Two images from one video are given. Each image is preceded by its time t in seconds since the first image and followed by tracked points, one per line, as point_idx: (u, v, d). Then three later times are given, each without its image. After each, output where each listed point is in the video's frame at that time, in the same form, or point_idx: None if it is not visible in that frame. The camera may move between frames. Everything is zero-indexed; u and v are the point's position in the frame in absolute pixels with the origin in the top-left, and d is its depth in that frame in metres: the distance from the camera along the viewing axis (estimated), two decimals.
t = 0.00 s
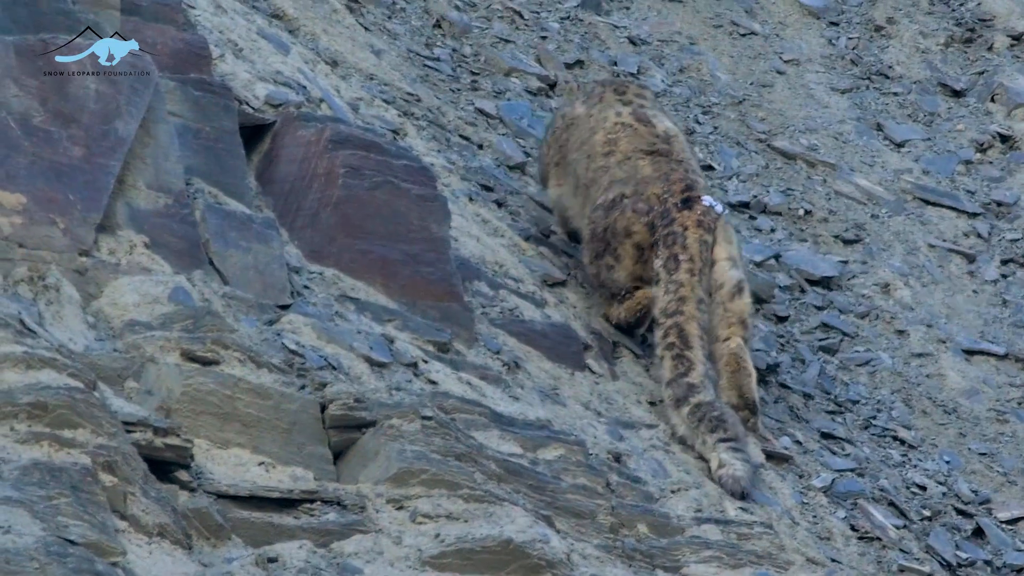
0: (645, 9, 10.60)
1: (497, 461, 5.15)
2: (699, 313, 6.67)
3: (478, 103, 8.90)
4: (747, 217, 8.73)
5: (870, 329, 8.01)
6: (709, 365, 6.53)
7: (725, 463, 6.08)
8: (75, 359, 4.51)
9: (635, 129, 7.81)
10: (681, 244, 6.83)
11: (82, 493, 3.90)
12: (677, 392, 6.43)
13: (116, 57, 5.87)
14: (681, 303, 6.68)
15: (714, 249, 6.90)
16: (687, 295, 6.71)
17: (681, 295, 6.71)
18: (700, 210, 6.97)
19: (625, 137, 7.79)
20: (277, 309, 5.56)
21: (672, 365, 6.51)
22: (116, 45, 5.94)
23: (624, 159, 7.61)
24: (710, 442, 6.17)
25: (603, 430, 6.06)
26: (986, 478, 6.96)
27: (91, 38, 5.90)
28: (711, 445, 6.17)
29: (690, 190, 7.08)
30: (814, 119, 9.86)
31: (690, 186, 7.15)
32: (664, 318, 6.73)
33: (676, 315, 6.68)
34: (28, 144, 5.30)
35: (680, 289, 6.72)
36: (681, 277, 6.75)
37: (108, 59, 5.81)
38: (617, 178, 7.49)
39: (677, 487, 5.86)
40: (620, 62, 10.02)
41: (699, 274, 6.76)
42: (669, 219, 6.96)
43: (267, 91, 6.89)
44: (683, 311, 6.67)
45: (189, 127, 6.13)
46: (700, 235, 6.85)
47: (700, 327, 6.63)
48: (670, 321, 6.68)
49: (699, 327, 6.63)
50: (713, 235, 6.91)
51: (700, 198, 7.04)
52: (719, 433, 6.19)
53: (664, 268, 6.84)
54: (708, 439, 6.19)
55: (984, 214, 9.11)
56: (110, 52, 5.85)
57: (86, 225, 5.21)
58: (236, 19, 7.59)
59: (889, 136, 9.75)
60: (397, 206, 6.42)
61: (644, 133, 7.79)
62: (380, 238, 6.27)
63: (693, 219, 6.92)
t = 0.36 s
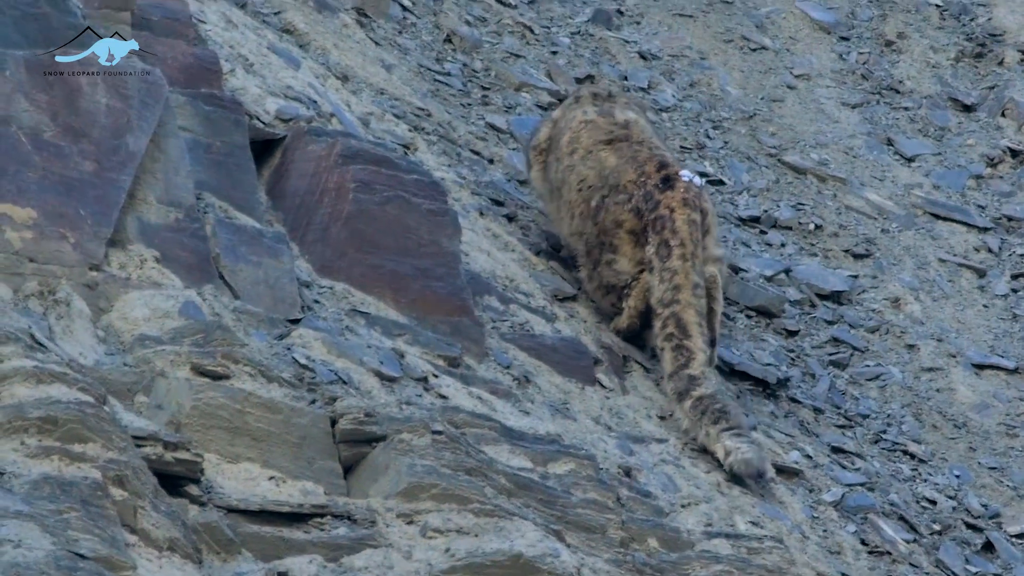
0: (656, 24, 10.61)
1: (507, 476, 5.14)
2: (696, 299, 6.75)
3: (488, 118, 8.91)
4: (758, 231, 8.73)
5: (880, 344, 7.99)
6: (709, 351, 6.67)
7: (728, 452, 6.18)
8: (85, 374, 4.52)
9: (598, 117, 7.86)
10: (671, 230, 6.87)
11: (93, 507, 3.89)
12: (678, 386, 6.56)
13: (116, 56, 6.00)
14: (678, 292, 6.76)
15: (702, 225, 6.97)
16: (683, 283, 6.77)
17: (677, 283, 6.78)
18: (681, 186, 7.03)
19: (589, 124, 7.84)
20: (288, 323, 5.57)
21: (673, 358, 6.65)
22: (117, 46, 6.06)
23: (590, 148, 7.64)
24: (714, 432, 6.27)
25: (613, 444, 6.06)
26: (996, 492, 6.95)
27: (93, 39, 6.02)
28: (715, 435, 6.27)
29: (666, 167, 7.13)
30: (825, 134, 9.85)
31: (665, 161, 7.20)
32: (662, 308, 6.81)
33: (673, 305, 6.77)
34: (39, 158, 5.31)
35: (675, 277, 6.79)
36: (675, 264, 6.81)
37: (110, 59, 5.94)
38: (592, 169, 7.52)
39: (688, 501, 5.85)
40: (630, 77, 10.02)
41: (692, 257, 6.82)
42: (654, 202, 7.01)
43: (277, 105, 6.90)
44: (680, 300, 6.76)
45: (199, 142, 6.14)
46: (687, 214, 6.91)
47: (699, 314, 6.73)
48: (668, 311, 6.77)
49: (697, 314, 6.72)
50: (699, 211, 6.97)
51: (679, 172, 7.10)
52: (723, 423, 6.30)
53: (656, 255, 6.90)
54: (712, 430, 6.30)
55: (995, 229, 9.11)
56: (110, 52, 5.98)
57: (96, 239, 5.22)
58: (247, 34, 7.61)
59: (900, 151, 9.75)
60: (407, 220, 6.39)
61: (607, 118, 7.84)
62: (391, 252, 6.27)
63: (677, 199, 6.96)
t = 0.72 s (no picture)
0: (664, 41, 10.62)
1: (515, 493, 5.14)
2: (695, 301, 6.85)
3: (496, 135, 8.92)
4: (766, 248, 8.72)
5: (888, 361, 7.97)
6: (710, 355, 6.77)
7: (729, 463, 6.29)
8: (93, 391, 4.52)
9: (588, 127, 7.98)
10: (666, 233, 6.98)
11: (100, 524, 3.89)
12: (681, 394, 6.66)
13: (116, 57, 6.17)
14: (676, 296, 6.86)
15: (696, 226, 7.08)
16: (681, 286, 6.88)
17: (675, 287, 6.88)
18: (673, 188, 7.14)
19: (580, 134, 7.94)
20: (296, 340, 5.57)
21: (674, 364, 6.76)
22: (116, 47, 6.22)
23: (582, 158, 7.74)
24: (716, 444, 6.38)
25: (621, 461, 6.05)
26: (1004, 509, 6.94)
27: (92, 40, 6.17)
28: (717, 446, 6.38)
29: (657, 170, 7.24)
30: (833, 151, 9.85)
31: (655, 165, 7.31)
32: (662, 313, 6.91)
33: (672, 309, 6.87)
34: (47, 176, 5.33)
35: (673, 281, 6.89)
36: (673, 268, 6.92)
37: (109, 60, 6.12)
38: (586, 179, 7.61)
39: (695, 518, 5.84)
40: (638, 94, 10.03)
41: (689, 259, 6.93)
42: (647, 206, 7.11)
43: (285, 122, 6.91)
44: (679, 304, 6.86)
45: (207, 159, 6.16)
46: (681, 216, 7.02)
47: (698, 317, 6.83)
48: (668, 317, 6.87)
49: (696, 318, 6.83)
50: (691, 212, 7.08)
51: (670, 174, 7.21)
52: (725, 433, 6.40)
53: (653, 260, 7.00)
54: (714, 440, 6.41)
55: (1002, 246, 9.11)
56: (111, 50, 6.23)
57: (104, 256, 5.23)
58: (255, 51, 7.63)
59: (908, 168, 9.74)
60: (415, 237, 6.42)
61: (597, 127, 7.95)
62: (398, 270, 6.29)
63: (670, 202, 7.07)
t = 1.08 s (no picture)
0: (667, 59, 10.64)
1: (519, 511, 5.12)
2: (695, 315, 6.86)
3: (500, 153, 8.92)
4: (769, 266, 8.72)
5: (892, 379, 7.96)
6: (711, 369, 6.77)
7: (730, 480, 6.29)
8: (97, 409, 4.52)
9: (590, 142, 8.03)
10: (667, 247, 7.03)
11: (104, 541, 3.88)
12: (681, 409, 6.66)
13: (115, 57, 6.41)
14: (676, 309, 6.88)
15: (696, 239, 7.10)
16: (682, 300, 6.89)
17: (676, 301, 6.90)
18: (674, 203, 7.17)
19: (582, 151, 7.97)
20: (299, 358, 5.57)
21: (675, 379, 6.76)
22: (116, 47, 6.47)
23: (583, 174, 7.78)
24: (717, 461, 6.38)
25: (625, 479, 6.04)
26: (1009, 528, 6.92)
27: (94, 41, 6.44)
28: (718, 462, 6.39)
29: (657, 185, 7.27)
30: (836, 168, 9.85)
31: (655, 180, 7.34)
32: (663, 327, 6.92)
33: (673, 323, 6.87)
34: (51, 194, 5.33)
35: (674, 294, 6.91)
36: (674, 281, 6.94)
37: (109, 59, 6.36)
38: (587, 195, 7.64)
39: (699, 537, 5.83)
40: (642, 112, 10.04)
41: (689, 273, 6.95)
42: (648, 221, 7.14)
43: (289, 140, 6.93)
44: (679, 318, 6.87)
45: (211, 177, 6.16)
46: (681, 230, 7.05)
47: (698, 330, 6.84)
48: (668, 330, 6.88)
49: (697, 331, 6.84)
50: (692, 226, 7.11)
51: (670, 189, 7.24)
52: (726, 450, 6.40)
53: (654, 274, 7.02)
54: (715, 456, 6.41)
55: (1006, 264, 9.11)
56: (111, 52, 6.44)
57: (108, 274, 5.23)
58: (259, 69, 7.64)
59: (912, 185, 9.74)
60: (419, 255, 6.42)
61: (598, 143, 7.99)
62: (402, 287, 6.29)
63: (670, 216, 7.11)
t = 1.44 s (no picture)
0: (667, 75, 10.65)
1: (519, 528, 5.11)
2: (696, 326, 6.89)
3: (499, 169, 8.93)
4: (769, 282, 8.72)
5: (892, 396, 7.96)
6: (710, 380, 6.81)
7: (727, 493, 6.29)
8: (97, 426, 4.52)
9: (589, 148, 8.02)
10: (667, 259, 7.02)
11: (104, 558, 3.88)
12: (679, 421, 6.69)
13: (116, 57, 6.61)
14: (678, 320, 6.89)
15: (696, 251, 7.12)
16: (683, 311, 6.91)
17: (677, 312, 6.92)
18: (673, 214, 7.17)
19: (580, 157, 7.95)
20: (299, 374, 5.57)
21: (674, 391, 6.79)
22: (116, 45, 6.67)
23: (580, 181, 7.76)
24: (714, 472, 6.39)
25: (625, 496, 6.03)
26: (1009, 545, 6.92)
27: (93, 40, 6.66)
28: (715, 474, 6.39)
29: (656, 197, 7.25)
30: (835, 185, 9.86)
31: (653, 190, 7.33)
32: (663, 338, 6.93)
33: (675, 334, 6.89)
34: (50, 211, 5.34)
35: (675, 305, 6.93)
36: (675, 292, 6.96)
37: (108, 59, 6.55)
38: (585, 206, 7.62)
39: (699, 553, 5.82)
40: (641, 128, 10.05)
41: (690, 284, 6.97)
42: (647, 233, 7.13)
43: (289, 156, 6.93)
44: (681, 329, 6.89)
45: (211, 193, 6.17)
46: (682, 243, 7.06)
47: (699, 342, 6.86)
48: (669, 341, 6.90)
49: (698, 343, 6.86)
50: (691, 238, 7.12)
51: (669, 200, 7.23)
52: (723, 462, 6.40)
53: (653, 286, 7.03)
54: (712, 468, 6.42)
55: (1006, 280, 9.11)
56: (110, 52, 6.60)
57: (108, 291, 5.23)
58: (258, 85, 7.65)
59: (911, 202, 9.75)
60: (419, 271, 6.42)
61: (596, 150, 7.98)
62: (402, 303, 6.29)
63: (671, 228, 7.10)
